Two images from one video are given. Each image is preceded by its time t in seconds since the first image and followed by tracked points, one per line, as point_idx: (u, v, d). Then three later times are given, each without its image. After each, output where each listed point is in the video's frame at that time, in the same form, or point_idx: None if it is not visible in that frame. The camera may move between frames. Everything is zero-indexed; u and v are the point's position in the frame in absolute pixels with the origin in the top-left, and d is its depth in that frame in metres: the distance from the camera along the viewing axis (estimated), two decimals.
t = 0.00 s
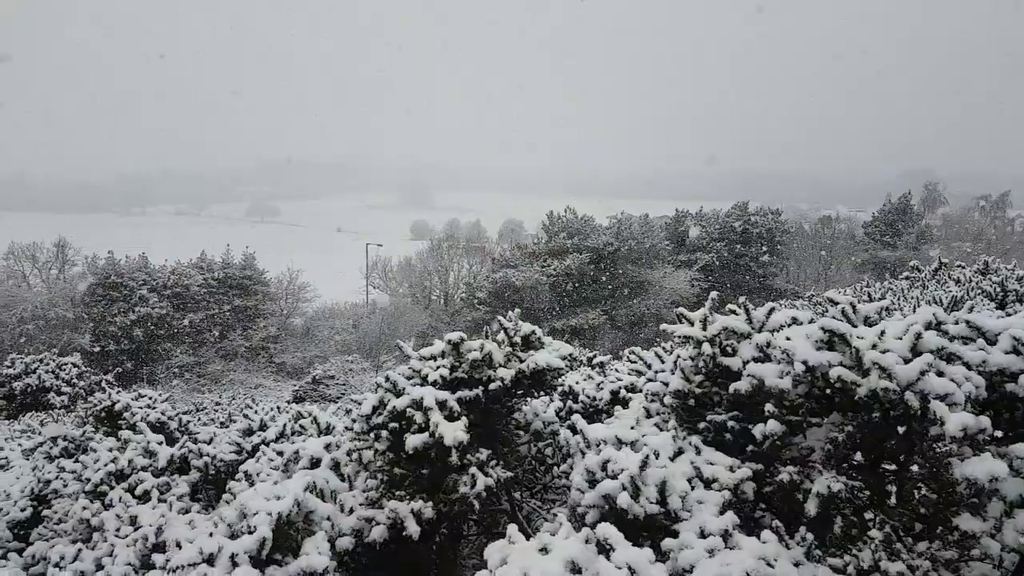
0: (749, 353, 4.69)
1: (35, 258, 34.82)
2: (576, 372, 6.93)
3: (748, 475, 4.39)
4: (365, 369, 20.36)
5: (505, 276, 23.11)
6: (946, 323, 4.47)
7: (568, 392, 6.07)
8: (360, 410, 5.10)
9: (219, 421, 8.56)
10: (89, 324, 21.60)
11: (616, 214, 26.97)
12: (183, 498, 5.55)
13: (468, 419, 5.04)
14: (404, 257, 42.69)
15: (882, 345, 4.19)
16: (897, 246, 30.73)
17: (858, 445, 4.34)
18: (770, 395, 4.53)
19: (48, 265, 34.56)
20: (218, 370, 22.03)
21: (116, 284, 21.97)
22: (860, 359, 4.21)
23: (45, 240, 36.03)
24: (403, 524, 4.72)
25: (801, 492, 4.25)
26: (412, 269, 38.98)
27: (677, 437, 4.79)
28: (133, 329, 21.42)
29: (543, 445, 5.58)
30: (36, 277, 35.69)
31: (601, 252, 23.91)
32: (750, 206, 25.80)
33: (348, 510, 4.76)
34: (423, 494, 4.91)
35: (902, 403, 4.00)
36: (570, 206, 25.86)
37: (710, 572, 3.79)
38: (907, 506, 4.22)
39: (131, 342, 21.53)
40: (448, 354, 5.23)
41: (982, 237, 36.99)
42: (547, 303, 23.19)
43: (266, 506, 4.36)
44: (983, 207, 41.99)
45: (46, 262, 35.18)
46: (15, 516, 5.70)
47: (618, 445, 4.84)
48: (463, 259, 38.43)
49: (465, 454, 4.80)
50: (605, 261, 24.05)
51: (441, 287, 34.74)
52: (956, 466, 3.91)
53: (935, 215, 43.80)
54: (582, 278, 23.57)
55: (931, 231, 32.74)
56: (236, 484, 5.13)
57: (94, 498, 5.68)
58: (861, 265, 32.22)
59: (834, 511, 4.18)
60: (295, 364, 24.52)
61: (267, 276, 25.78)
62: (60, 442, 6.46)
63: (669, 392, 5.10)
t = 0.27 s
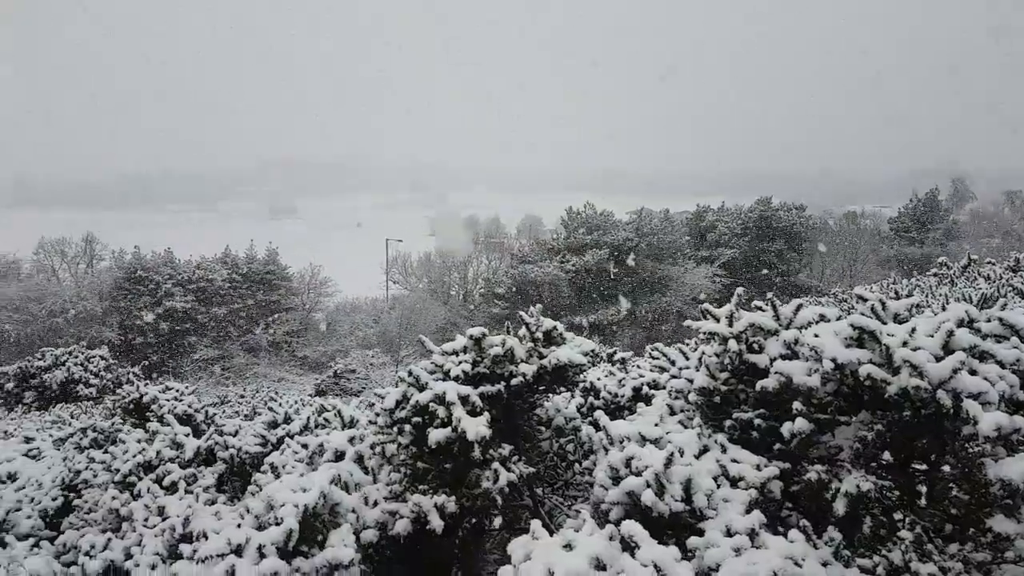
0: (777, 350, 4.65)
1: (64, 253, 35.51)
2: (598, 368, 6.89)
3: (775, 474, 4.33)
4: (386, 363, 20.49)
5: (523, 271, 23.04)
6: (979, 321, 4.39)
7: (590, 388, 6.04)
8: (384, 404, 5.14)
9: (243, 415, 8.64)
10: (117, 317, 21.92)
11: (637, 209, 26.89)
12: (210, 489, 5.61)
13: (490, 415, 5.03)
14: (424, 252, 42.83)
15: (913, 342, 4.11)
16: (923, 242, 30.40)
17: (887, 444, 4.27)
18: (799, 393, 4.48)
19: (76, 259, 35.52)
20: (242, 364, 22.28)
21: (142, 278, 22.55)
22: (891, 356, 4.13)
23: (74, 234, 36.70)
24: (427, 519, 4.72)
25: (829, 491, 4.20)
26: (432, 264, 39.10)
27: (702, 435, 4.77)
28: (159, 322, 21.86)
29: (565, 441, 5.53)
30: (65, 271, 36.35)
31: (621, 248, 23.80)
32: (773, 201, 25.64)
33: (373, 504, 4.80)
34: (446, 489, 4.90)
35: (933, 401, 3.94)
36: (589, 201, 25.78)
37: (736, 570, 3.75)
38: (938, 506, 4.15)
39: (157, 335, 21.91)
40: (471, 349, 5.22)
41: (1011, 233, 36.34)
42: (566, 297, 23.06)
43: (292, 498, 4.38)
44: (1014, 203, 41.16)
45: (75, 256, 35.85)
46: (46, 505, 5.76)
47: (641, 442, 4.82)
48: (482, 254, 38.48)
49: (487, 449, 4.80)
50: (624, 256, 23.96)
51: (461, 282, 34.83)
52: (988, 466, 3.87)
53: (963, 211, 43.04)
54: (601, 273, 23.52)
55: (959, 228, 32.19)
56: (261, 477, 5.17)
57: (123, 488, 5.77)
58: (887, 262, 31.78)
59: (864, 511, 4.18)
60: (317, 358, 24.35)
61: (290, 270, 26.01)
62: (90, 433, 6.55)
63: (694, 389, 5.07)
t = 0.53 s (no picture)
0: (819, 351, 4.59)
1: (109, 249, 36.36)
2: (634, 367, 6.85)
3: (817, 477, 4.27)
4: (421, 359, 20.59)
5: (557, 269, 23.02)
6: None
7: (625, 387, 6.01)
8: (420, 400, 5.18)
9: (282, 409, 8.76)
10: (158, 313, 22.34)
11: (672, 207, 26.67)
12: (249, 482, 5.70)
13: (526, 412, 5.02)
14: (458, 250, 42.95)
15: (960, 343, 4.00)
16: (968, 241, 29.57)
17: (932, 447, 4.18)
18: (842, 394, 4.42)
19: (121, 256, 36.30)
20: (280, 359, 22.57)
21: (184, 274, 23.03)
22: (937, 358, 4.05)
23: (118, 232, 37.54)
24: (463, 514, 4.75)
25: (872, 494, 4.13)
26: (465, 262, 39.21)
27: (742, 436, 4.72)
28: (200, 318, 22.25)
29: (601, 440, 5.56)
30: (109, 267, 37.18)
31: (656, 245, 23.55)
32: (813, 199, 25.22)
33: (410, 499, 4.84)
34: (483, 487, 4.90)
35: (981, 404, 3.86)
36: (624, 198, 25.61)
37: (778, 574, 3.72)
38: (985, 512, 4.04)
39: (197, 330, 22.33)
40: (506, 347, 5.24)
41: None
42: (600, 295, 22.95)
43: (331, 493, 4.43)
44: None
45: (119, 252, 36.67)
46: (91, 496, 5.91)
47: (680, 442, 4.78)
48: (515, 252, 38.50)
49: (523, 447, 4.81)
50: (659, 254, 23.71)
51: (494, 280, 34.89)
52: None
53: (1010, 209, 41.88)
54: (635, 271, 23.23)
55: (1006, 226, 31.30)
56: (300, 472, 5.24)
57: (165, 480, 5.90)
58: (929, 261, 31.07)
59: (908, 516, 4.07)
60: (353, 354, 24.51)
61: (326, 268, 26.29)
62: (134, 426, 6.69)
63: (734, 389, 5.01)
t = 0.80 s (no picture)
0: (855, 354, 4.52)
1: (145, 247, 37.04)
2: (664, 369, 6.84)
3: (852, 482, 4.21)
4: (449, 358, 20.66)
5: (585, 269, 23.01)
6: None
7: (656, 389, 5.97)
8: (451, 399, 5.25)
9: (313, 406, 8.84)
10: (192, 310, 22.72)
11: (703, 207, 26.49)
12: (281, 478, 5.78)
13: (556, 413, 5.02)
14: (487, 249, 43.06)
15: (1000, 349, 3.96)
16: (1008, 244, 28.91)
17: (971, 453, 4.10)
18: (879, 400, 4.36)
19: (156, 253, 36.97)
20: (310, 356, 22.82)
21: (219, 272, 23.42)
22: (976, 363, 3.98)
23: (154, 230, 38.23)
24: (492, 514, 4.74)
25: (908, 501, 4.11)
26: (494, 262, 39.30)
27: (776, 440, 4.67)
28: (232, 315, 22.59)
29: (631, 442, 5.47)
30: (145, 264, 37.88)
31: (686, 246, 23.55)
32: (848, 201, 24.88)
33: (440, 497, 4.86)
34: (513, 487, 4.91)
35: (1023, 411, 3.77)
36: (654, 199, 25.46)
37: None
38: None
39: (230, 327, 22.65)
40: (537, 347, 5.26)
41: None
42: (629, 296, 22.88)
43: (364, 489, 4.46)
44: None
45: (155, 250, 37.35)
46: (126, 488, 6.01)
47: (713, 446, 4.75)
48: (544, 251, 38.52)
49: (553, 447, 4.81)
50: (690, 256, 23.59)
51: (523, 281, 34.92)
52: None
53: None
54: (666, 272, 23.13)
55: None
56: (330, 469, 5.28)
57: (199, 475, 6.01)
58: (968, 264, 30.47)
59: (945, 522, 4.00)
60: (382, 352, 24.67)
61: (357, 266, 26.52)
62: (169, 421, 6.81)
63: (768, 393, 4.95)
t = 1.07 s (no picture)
0: (889, 361, 4.47)
1: (177, 248, 37.68)
2: (693, 374, 6.81)
3: (885, 489, 4.15)
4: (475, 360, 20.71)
5: (612, 272, 22.95)
6: None
7: (684, 394, 5.95)
8: (479, 401, 5.34)
9: (341, 407, 8.92)
10: (223, 311, 23.03)
11: (733, 211, 26.28)
12: (310, 477, 5.85)
13: (584, 416, 5.01)
14: (513, 251, 43.11)
15: None
16: None
17: (1008, 461, 4.03)
18: (912, 406, 4.30)
19: (189, 255, 37.58)
20: (338, 357, 23.02)
21: (250, 274, 23.76)
22: (1013, 370, 3.92)
23: (186, 232, 38.85)
24: (521, 516, 4.77)
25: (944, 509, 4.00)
26: (520, 264, 39.34)
27: (808, 447, 4.63)
28: (262, 315, 22.92)
29: (660, 447, 5.46)
30: (178, 265, 38.49)
31: (715, 250, 23.40)
32: (881, 204, 24.67)
33: (468, 499, 4.90)
34: (540, 489, 4.92)
35: None
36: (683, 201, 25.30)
37: None
38: None
39: (260, 328, 22.95)
40: (565, 350, 5.26)
41: None
42: (656, 300, 22.78)
43: (394, 489, 4.49)
44: None
45: (187, 251, 37.97)
46: (159, 486, 6.11)
47: (744, 452, 4.72)
48: (570, 254, 38.49)
49: (581, 451, 4.80)
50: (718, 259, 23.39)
51: (549, 284, 34.91)
52: None
53: None
54: (693, 275, 22.97)
55: None
56: (359, 470, 5.32)
57: (230, 474, 6.10)
58: (1004, 270, 29.87)
59: (982, 532, 3.91)
60: (408, 353, 24.80)
61: (384, 268, 26.69)
62: (201, 420, 6.91)
63: (799, 398, 4.90)
